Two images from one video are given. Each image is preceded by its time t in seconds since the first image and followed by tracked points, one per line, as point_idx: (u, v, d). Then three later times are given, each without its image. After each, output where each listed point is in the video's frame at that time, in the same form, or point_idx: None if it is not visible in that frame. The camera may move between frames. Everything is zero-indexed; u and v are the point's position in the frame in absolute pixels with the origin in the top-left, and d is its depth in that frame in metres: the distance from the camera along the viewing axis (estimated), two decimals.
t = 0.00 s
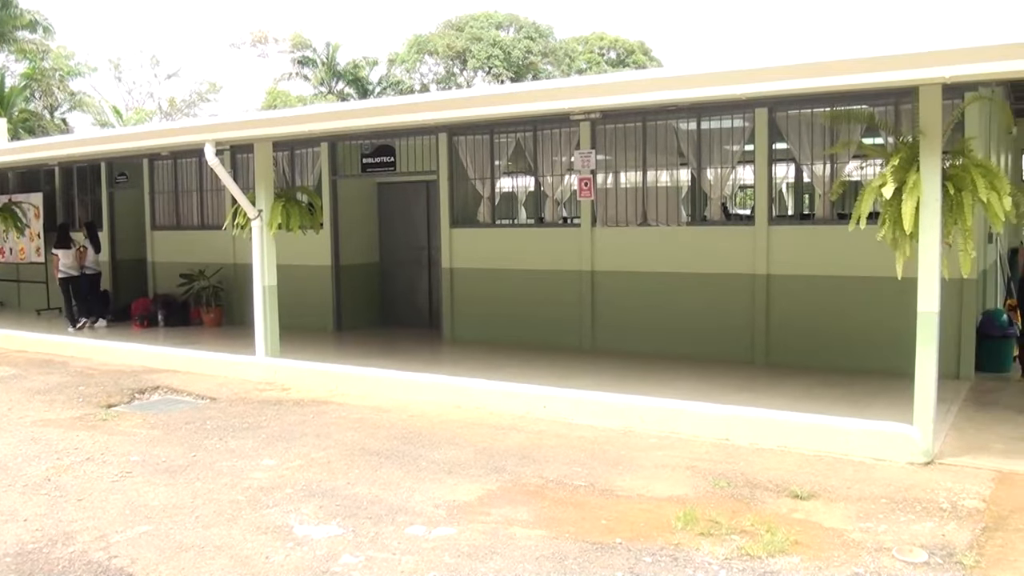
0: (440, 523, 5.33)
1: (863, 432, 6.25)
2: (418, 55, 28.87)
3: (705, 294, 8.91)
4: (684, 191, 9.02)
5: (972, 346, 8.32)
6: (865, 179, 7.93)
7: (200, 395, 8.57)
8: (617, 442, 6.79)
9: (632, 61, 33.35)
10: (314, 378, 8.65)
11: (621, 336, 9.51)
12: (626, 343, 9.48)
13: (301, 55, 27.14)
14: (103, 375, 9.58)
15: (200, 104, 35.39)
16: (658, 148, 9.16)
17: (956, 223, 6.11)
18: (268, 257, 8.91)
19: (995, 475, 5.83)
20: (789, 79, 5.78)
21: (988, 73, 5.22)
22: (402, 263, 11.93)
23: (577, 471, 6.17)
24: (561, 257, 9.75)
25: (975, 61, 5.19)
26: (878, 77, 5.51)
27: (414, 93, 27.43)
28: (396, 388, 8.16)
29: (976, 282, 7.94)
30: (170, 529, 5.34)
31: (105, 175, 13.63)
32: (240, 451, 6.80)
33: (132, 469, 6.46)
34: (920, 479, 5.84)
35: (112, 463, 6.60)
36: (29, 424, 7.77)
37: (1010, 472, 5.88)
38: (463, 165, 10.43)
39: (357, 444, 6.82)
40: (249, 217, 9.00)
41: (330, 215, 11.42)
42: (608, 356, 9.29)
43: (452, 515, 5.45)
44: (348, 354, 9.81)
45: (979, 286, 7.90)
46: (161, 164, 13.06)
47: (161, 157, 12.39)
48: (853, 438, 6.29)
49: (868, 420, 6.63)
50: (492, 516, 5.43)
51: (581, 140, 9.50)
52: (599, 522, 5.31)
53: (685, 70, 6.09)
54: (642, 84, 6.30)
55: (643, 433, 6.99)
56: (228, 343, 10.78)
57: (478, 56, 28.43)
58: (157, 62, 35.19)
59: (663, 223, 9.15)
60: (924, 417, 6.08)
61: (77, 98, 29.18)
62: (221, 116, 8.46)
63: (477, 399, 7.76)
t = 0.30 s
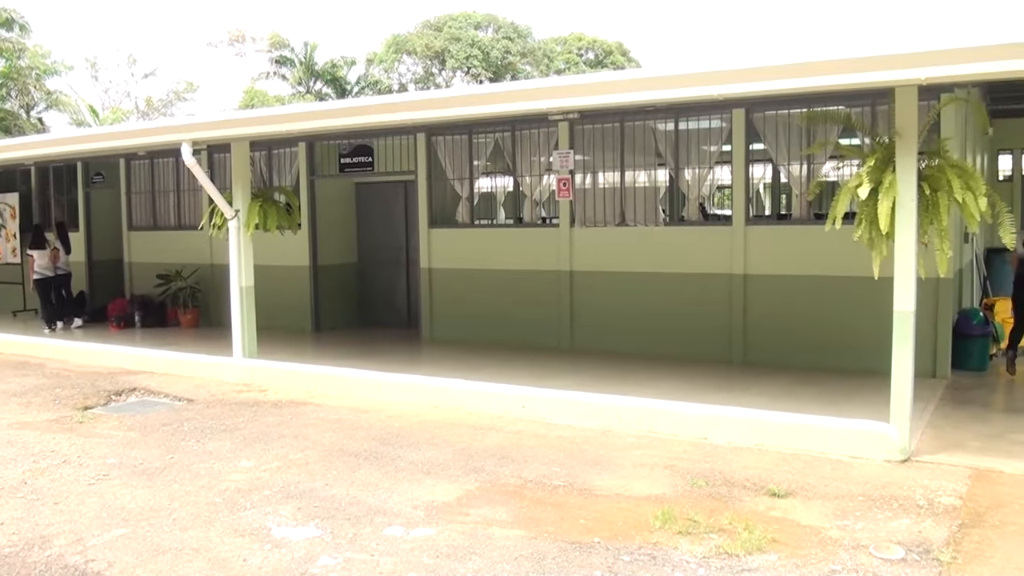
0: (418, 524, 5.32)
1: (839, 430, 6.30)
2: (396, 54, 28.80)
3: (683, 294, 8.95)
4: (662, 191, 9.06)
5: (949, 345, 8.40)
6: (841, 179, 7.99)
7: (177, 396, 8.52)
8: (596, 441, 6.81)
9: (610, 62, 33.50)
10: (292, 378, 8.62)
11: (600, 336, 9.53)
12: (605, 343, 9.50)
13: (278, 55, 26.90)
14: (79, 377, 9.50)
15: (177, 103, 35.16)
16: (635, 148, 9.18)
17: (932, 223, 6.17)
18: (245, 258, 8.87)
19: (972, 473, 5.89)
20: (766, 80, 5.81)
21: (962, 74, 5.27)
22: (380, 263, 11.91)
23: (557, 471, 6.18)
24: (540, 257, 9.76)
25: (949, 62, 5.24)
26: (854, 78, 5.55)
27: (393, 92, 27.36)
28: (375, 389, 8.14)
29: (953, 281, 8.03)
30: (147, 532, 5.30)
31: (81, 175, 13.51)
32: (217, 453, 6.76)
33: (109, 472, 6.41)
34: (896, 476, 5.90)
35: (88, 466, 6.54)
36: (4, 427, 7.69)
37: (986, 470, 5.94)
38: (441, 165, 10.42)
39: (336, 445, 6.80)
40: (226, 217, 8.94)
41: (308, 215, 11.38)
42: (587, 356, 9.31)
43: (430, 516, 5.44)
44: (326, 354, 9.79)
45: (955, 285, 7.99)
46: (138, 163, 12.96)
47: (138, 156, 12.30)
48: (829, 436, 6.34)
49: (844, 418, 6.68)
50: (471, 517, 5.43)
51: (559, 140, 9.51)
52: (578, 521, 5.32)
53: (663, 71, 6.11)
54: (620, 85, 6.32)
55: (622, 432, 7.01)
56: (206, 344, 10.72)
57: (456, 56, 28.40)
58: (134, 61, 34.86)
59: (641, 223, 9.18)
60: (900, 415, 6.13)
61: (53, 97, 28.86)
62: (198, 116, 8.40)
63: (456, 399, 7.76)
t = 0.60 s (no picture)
0: (396, 525, 5.31)
1: (815, 428, 6.35)
2: (373, 54, 28.72)
3: (660, 294, 8.98)
4: (639, 192, 9.09)
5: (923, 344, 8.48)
6: (816, 179, 8.04)
7: (153, 398, 8.45)
8: (574, 441, 6.83)
9: (587, 62, 33.62)
10: (269, 380, 8.57)
11: (578, 336, 9.55)
12: (584, 343, 9.52)
13: (254, 54, 26.74)
14: (54, 379, 9.40)
15: (152, 102, 34.91)
16: (612, 149, 9.21)
17: (907, 223, 6.23)
18: (221, 258, 8.82)
19: (946, 470, 5.95)
20: (742, 82, 5.85)
21: (934, 76, 5.33)
22: (357, 263, 11.88)
23: (534, 471, 6.19)
24: (518, 257, 9.76)
25: (925, 64, 5.29)
26: (829, 80, 5.59)
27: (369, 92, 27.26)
28: (351, 389, 8.13)
29: (927, 281, 8.13)
30: (123, 535, 5.25)
31: (55, 175, 13.38)
32: (194, 455, 6.71)
33: (84, 475, 6.35)
34: (871, 474, 5.95)
35: (63, 469, 6.48)
36: None
37: (961, 467, 6.01)
38: (418, 165, 10.41)
39: (313, 447, 6.77)
40: (201, 217, 8.88)
41: (284, 215, 11.33)
42: (565, 356, 9.33)
43: (408, 517, 5.43)
44: (304, 355, 9.75)
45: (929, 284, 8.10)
46: (113, 163, 12.85)
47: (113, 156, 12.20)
48: (805, 435, 6.39)
49: (820, 417, 6.73)
50: (448, 517, 5.42)
51: (537, 140, 9.52)
52: (555, 521, 5.33)
53: (640, 72, 6.14)
54: (597, 85, 6.33)
55: (599, 432, 7.03)
56: (182, 345, 10.64)
57: (434, 56, 28.34)
58: (109, 60, 34.53)
59: (618, 223, 9.21)
60: (876, 414, 6.19)
61: (28, 96, 28.52)
62: (173, 115, 8.34)
63: (434, 400, 7.75)
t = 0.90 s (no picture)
0: (373, 526, 5.29)
1: (790, 427, 6.39)
2: (350, 53, 28.64)
3: (638, 294, 9.02)
4: (616, 192, 9.12)
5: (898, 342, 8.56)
6: (792, 179, 8.11)
7: (128, 400, 8.38)
8: (552, 441, 6.84)
9: (565, 62, 33.69)
10: (245, 381, 8.52)
11: (556, 336, 9.56)
12: (561, 343, 9.53)
13: (230, 53, 26.57)
14: (27, 381, 9.30)
15: (128, 102, 34.63)
16: (589, 149, 9.23)
17: (881, 222, 6.30)
18: (197, 258, 8.76)
19: (921, 467, 6.01)
20: (718, 83, 5.88)
21: (907, 77, 5.38)
22: (334, 264, 11.84)
23: (512, 471, 6.19)
24: (496, 257, 9.76)
25: (899, 65, 5.34)
26: (804, 81, 5.64)
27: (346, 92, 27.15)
28: (328, 391, 8.10)
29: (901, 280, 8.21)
30: (98, 539, 5.20)
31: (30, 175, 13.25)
32: (170, 457, 6.66)
33: (59, 478, 6.29)
34: (846, 472, 6.00)
35: (38, 472, 6.41)
36: None
37: (936, 464, 6.07)
38: (396, 165, 10.39)
39: (290, 448, 6.74)
40: (177, 217, 8.82)
41: (260, 215, 11.26)
42: (543, 356, 9.34)
43: (385, 518, 5.42)
44: (281, 356, 9.70)
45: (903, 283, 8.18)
46: (88, 163, 12.74)
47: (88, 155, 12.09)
48: (781, 433, 6.43)
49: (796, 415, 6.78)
50: (425, 518, 5.41)
51: (514, 140, 9.53)
52: (533, 520, 5.34)
53: (617, 73, 6.16)
54: (574, 86, 6.35)
55: (577, 431, 7.05)
56: (158, 347, 10.55)
57: (411, 56, 28.28)
58: (84, 59, 34.18)
59: (595, 223, 9.24)
60: (851, 412, 6.24)
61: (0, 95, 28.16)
62: (147, 115, 8.28)
63: (411, 400, 7.74)
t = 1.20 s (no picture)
0: (349, 528, 5.28)
1: (765, 425, 6.43)
2: (326, 53, 28.52)
3: (614, 294, 9.05)
4: (592, 192, 9.15)
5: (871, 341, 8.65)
6: (766, 179, 8.17)
7: (102, 403, 8.30)
8: (528, 441, 6.85)
9: (541, 62, 33.77)
10: (220, 382, 8.47)
11: (532, 336, 9.57)
12: (538, 343, 9.54)
13: (205, 52, 26.37)
14: None
15: (102, 100, 34.29)
16: (566, 149, 9.24)
17: (855, 222, 6.36)
18: (171, 259, 8.69)
19: (895, 464, 6.08)
20: (694, 83, 5.92)
21: (879, 79, 5.44)
22: (309, 264, 11.79)
23: (488, 471, 6.19)
24: (472, 257, 9.76)
25: (872, 67, 5.40)
26: (778, 82, 5.68)
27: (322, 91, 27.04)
28: (303, 392, 8.06)
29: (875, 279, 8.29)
30: (72, 542, 5.15)
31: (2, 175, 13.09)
32: (144, 459, 6.61)
33: (32, 481, 6.22)
34: (822, 470, 6.05)
35: (10, 475, 6.34)
36: None
37: (910, 461, 6.14)
38: (371, 165, 10.36)
39: (265, 450, 6.71)
40: (151, 217, 8.75)
41: (235, 215, 11.20)
42: (520, 356, 9.35)
43: (361, 520, 5.40)
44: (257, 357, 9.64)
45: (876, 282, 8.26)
46: (62, 163, 12.60)
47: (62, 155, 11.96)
48: (756, 432, 6.48)
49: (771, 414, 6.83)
50: (401, 519, 5.40)
51: (490, 141, 9.53)
52: (508, 520, 5.34)
53: (593, 74, 6.18)
54: (551, 86, 6.36)
55: (553, 431, 7.06)
56: (133, 348, 10.46)
57: (387, 55, 28.22)
58: (58, 57, 33.79)
59: (571, 224, 9.26)
60: (826, 411, 6.29)
61: None
62: (120, 114, 8.21)
63: (387, 401, 7.72)
